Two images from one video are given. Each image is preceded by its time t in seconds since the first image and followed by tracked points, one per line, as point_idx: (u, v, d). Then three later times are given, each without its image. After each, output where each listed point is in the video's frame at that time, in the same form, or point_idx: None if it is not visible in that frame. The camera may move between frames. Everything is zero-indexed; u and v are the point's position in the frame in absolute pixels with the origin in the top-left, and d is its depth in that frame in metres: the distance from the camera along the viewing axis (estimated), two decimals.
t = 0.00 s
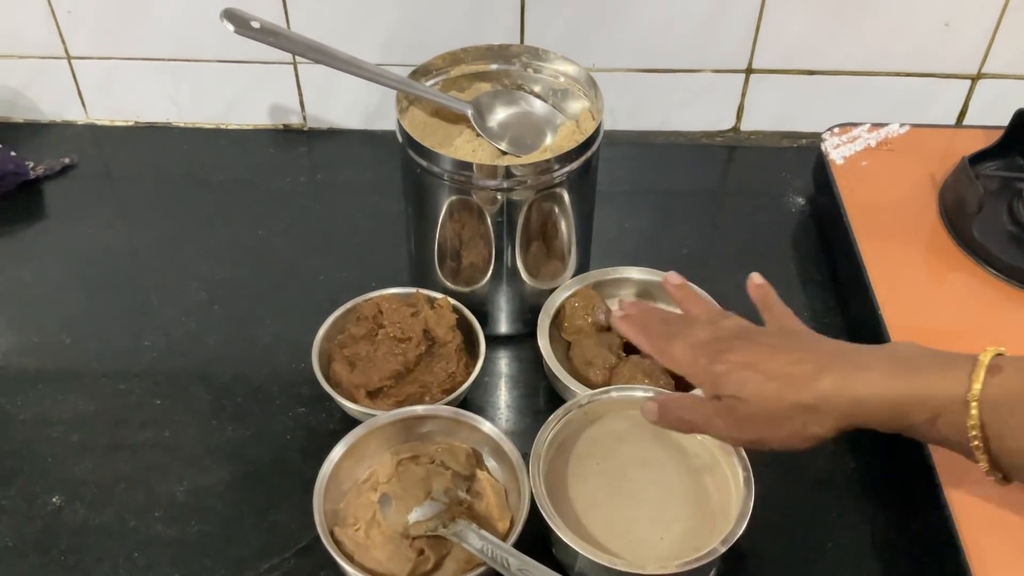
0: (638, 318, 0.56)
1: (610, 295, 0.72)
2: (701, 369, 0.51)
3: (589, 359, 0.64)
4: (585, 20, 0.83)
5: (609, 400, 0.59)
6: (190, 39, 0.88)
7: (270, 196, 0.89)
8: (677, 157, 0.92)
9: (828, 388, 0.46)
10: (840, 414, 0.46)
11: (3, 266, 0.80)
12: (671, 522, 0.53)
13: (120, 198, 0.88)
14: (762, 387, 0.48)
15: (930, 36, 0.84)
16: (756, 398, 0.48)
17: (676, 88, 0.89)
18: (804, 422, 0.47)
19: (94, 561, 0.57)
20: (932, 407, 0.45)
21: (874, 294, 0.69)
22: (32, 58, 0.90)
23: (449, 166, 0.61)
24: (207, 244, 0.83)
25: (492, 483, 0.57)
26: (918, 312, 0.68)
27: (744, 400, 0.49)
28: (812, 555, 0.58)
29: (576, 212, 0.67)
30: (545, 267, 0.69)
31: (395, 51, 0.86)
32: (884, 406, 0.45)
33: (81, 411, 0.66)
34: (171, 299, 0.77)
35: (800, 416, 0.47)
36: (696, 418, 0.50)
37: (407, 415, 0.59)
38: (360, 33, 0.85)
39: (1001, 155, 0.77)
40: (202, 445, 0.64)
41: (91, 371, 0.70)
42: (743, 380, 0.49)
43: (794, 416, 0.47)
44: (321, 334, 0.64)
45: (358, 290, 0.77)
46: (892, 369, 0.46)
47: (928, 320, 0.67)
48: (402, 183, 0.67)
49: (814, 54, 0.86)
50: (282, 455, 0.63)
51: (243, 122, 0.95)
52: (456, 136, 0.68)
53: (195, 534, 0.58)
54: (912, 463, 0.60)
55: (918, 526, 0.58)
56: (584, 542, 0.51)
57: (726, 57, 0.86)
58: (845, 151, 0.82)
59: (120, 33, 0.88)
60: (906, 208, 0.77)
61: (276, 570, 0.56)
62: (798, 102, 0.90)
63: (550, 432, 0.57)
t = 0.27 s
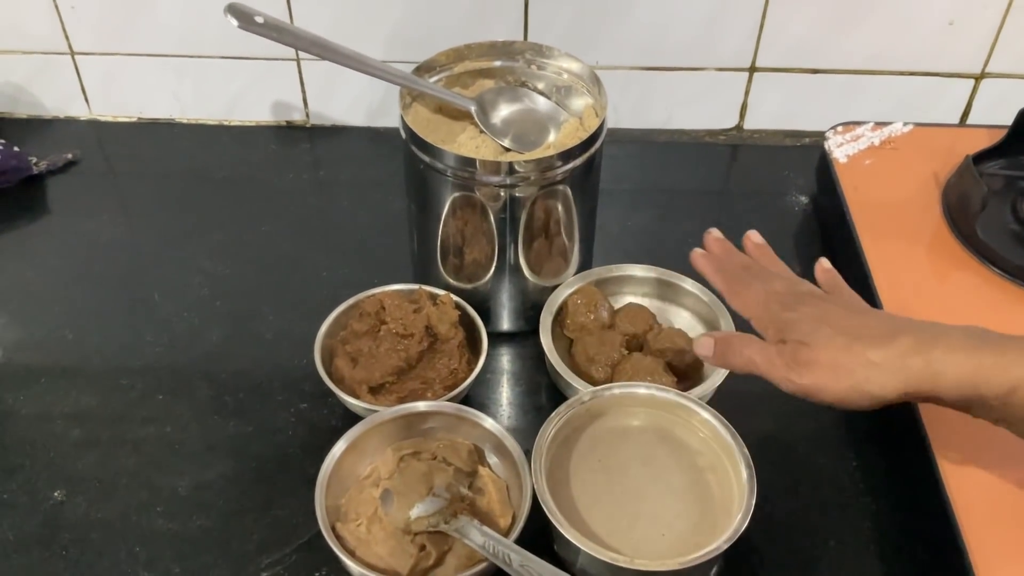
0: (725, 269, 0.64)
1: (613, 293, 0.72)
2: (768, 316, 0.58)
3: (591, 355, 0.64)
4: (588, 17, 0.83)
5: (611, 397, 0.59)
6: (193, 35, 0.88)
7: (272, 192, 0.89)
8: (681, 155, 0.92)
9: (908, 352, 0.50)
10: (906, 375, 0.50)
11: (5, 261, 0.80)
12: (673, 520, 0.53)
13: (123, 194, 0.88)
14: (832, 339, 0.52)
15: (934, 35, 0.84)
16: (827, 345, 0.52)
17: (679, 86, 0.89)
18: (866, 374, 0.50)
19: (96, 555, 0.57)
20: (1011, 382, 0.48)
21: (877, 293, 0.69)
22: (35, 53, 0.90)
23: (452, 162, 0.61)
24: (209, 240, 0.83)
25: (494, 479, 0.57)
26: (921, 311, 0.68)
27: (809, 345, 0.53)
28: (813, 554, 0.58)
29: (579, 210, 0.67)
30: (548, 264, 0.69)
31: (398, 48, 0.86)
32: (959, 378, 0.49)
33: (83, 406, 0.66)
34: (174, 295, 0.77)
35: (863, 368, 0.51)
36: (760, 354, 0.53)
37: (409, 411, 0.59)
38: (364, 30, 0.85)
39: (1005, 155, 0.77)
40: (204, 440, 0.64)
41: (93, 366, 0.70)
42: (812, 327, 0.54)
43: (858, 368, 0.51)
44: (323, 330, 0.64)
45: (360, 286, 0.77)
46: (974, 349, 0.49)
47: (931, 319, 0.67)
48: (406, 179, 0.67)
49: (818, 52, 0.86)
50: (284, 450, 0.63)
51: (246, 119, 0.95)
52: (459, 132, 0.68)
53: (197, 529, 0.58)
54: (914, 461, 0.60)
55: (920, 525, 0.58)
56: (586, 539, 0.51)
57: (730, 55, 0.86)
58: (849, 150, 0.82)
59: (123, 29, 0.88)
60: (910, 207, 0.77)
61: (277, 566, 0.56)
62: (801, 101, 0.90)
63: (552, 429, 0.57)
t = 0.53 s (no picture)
0: (757, 289, 0.64)
1: (616, 289, 0.72)
2: (795, 320, 0.58)
3: (594, 351, 0.64)
4: (592, 14, 0.84)
5: (614, 391, 0.59)
6: (198, 31, 0.88)
7: (276, 189, 0.89)
8: (683, 153, 0.92)
9: (933, 352, 0.50)
10: (930, 374, 0.50)
11: (10, 256, 0.81)
12: (676, 513, 0.53)
13: (127, 190, 0.89)
14: (857, 338, 0.53)
15: (937, 32, 0.84)
16: (852, 344, 0.52)
17: (683, 83, 0.89)
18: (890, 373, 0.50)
19: (101, 548, 0.57)
20: None
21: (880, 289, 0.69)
22: (40, 50, 0.90)
23: (456, 158, 0.61)
24: (213, 236, 0.83)
25: (497, 474, 0.57)
26: (924, 308, 0.68)
27: (835, 344, 0.53)
28: (816, 548, 0.58)
29: (582, 206, 0.67)
30: (552, 260, 0.69)
31: (402, 44, 0.86)
32: (986, 378, 0.49)
33: (88, 401, 0.67)
34: (178, 290, 0.77)
35: (887, 367, 0.51)
36: (783, 352, 0.54)
37: (413, 405, 0.59)
38: (367, 27, 0.85)
39: (1008, 151, 0.77)
40: (208, 435, 0.64)
41: (98, 361, 0.70)
42: (838, 328, 0.54)
43: (884, 366, 0.51)
44: (327, 325, 0.65)
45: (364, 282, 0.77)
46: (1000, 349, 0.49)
47: (934, 316, 0.67)
48: (410, 175, 0.67)
49: (821, 49, 0.86)
50: (288, 445, 0.63)
51: (250, 116, 0.96)
52: (463, 129, 0.68)
53: (202, 523, 0.59)
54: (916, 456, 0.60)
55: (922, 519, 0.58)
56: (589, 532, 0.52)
57: (733, 52, 0.86)
58: (852, 147, 0.82)
59: (128, 25, 0.88)
60: (913, 204, 0.77)
61: (282, 560, 0.56)
62: (804, 98, 0.90)
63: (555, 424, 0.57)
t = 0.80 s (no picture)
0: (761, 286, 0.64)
1: (618, 285, 0.72)
2: (804, 319, 0.58)
3: (597, 347, 0.64)
4: (594, 11, 0.83)
5: (617, 387, 0.59)
6: (200, 28, 0.88)
7: (278, 185, 0.89)
8: (686, 150, 0.92)
9: (947, 353, 0.50)
10: (943, 375, 0.49)
11: (13, 252, 0.81)
12: (678, 509, 0.53)
13: (129, 186, 0.89)
14: (869, 339, 0.52)
15: (939, 29, 0.84)
16: (863, 344, 0.52)
17: (685, 80, 0.89)
18: (903, 374, 0.50)
19: (104, 544, 0.57)
20: None
21: (882, 286, 0.69)
22: (42, 47, 0.90)
23: (458, 153, 0.61)
24: (215, 232, 0.83)
25: (500, 469, 0.57)
26: (926, 304, 0.68)
27: (847, 345, 0.53)
28: (819, 544, 0.58)
29: (585, 202, 0.67)
30: (554, 256, 0.69)
31: (404, 41, 0.86)
32: (1001, 379, 0.49)
33: (91, 397, 0.67)
34: (181, 287, 0.77)
35: (900, 367, 0.50)
36: (794, 354, 0.54)
37: (416, 401, 0.59)
38: (369, 24, 0.85)
39: (1010, 148, 0.77)
40: (211, 431, 0.64)
41: (100, 358, 0.70)
42: (849, 329, 0.54)
43: (897, 367, 0.50)
44: (330, 321, 0.65)
45: (366, 279, 0.77)
46: (1015, 349, 0.49)
47: (937, 313, 0.67)
48: (412, 171, 0.67)
49: (824, 46, 0.86)
50: (291, 441, 0.63)
51: (252, 113, 0.96)
52: (465, 125, 0.68)
53: (204, 518, 0.59)
54: (918, 453, 0.60)
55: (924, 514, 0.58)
56: (591, 527, 0.52)
57: (735, 49, 0.86)
58: (854, 144, 0.82)
59: (130, 22, 0.88)
60: (915, 200, 0.77)
61: (284, 555, 0.57)
62: (807, 95, 0.90)
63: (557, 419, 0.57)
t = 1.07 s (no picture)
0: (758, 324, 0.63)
1: (619, 283, 0.72)
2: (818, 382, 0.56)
3: (598, 345, 0.64)
4: (594, 9, 0.83)
5: (618, 385, 0.59)
6: (200, 27, 0.88)
7: (279, 185, 0.89)
8: (687, 147, 0.92)
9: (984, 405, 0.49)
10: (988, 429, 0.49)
11: (14, 252, 0.81)
12: (679, 507, 0.53)
13: (130, 186, 0.89)
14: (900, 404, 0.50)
15: (940, 26, 0.84)
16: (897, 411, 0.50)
17: (685, 78, 0.89)
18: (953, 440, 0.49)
19: (105, 544, 0.57)
20: None
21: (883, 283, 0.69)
22: (43, 47, 0.90)
23: (458, 152, 0.61)
24: (216, 232, 0.83)
25: (501, 468, 0.57)
26: (928, 302, 0.68)
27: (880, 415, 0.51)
28: (821, 542, 0.58)
29: (585, 200, 0.67)
30: (555, 254, 0.69)
31: (404, 40, 0.86)
32: None
33: (92, 397, 0.67)
34: (182, 286, 0.77)
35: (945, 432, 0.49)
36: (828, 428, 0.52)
37: (417, 400, 0.59)
38: (370, 23, 0.85)
39: (1011, 145, 0.77)
40: (212, 430, 0.64)
41: (101, 358, 0.70)
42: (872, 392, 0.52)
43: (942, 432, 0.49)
44: (331, 320, 0.65)
45: (367, 278, 0.77)
46: None
47: (939, 311, 0.67)
48: (412, 170, 0.67)
49: (825, 43, 0.86)
50: (292, 440, 0.63)
51: (253, 112, 0.96)
52: (465, 123, 0.68)
53: (205, 517, 0.59)
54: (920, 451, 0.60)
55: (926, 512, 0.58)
56: (592, 525, 0.52)
57: (735, 46, 0.86)
58: (855, 141, 0.82)
59: (131, 22, 0.88)
60: (916, 198, 0.77)
61: (285, 554, 0.57)
62: (807, 93, 0.90)
63: (558, 418, 0.57)
